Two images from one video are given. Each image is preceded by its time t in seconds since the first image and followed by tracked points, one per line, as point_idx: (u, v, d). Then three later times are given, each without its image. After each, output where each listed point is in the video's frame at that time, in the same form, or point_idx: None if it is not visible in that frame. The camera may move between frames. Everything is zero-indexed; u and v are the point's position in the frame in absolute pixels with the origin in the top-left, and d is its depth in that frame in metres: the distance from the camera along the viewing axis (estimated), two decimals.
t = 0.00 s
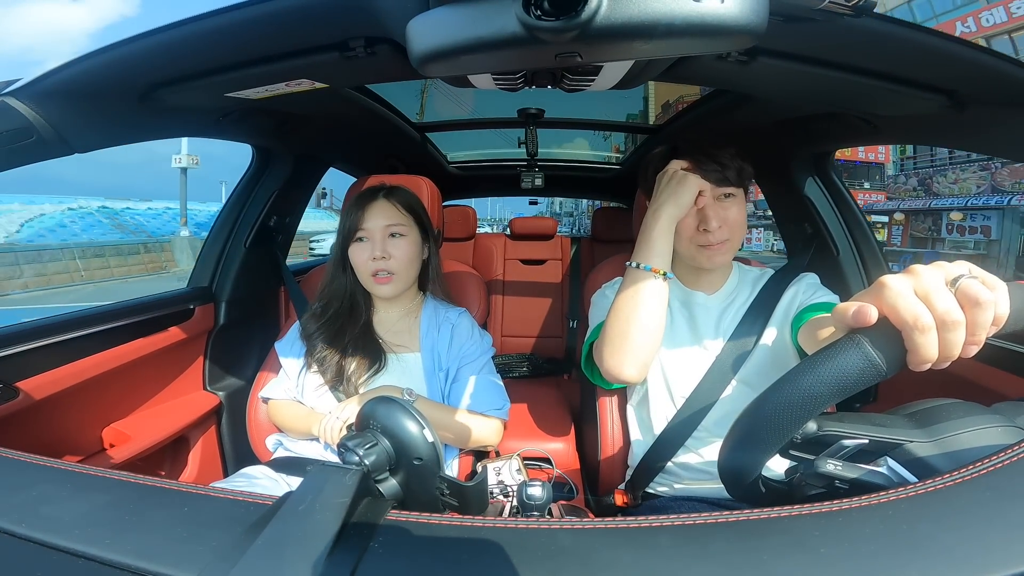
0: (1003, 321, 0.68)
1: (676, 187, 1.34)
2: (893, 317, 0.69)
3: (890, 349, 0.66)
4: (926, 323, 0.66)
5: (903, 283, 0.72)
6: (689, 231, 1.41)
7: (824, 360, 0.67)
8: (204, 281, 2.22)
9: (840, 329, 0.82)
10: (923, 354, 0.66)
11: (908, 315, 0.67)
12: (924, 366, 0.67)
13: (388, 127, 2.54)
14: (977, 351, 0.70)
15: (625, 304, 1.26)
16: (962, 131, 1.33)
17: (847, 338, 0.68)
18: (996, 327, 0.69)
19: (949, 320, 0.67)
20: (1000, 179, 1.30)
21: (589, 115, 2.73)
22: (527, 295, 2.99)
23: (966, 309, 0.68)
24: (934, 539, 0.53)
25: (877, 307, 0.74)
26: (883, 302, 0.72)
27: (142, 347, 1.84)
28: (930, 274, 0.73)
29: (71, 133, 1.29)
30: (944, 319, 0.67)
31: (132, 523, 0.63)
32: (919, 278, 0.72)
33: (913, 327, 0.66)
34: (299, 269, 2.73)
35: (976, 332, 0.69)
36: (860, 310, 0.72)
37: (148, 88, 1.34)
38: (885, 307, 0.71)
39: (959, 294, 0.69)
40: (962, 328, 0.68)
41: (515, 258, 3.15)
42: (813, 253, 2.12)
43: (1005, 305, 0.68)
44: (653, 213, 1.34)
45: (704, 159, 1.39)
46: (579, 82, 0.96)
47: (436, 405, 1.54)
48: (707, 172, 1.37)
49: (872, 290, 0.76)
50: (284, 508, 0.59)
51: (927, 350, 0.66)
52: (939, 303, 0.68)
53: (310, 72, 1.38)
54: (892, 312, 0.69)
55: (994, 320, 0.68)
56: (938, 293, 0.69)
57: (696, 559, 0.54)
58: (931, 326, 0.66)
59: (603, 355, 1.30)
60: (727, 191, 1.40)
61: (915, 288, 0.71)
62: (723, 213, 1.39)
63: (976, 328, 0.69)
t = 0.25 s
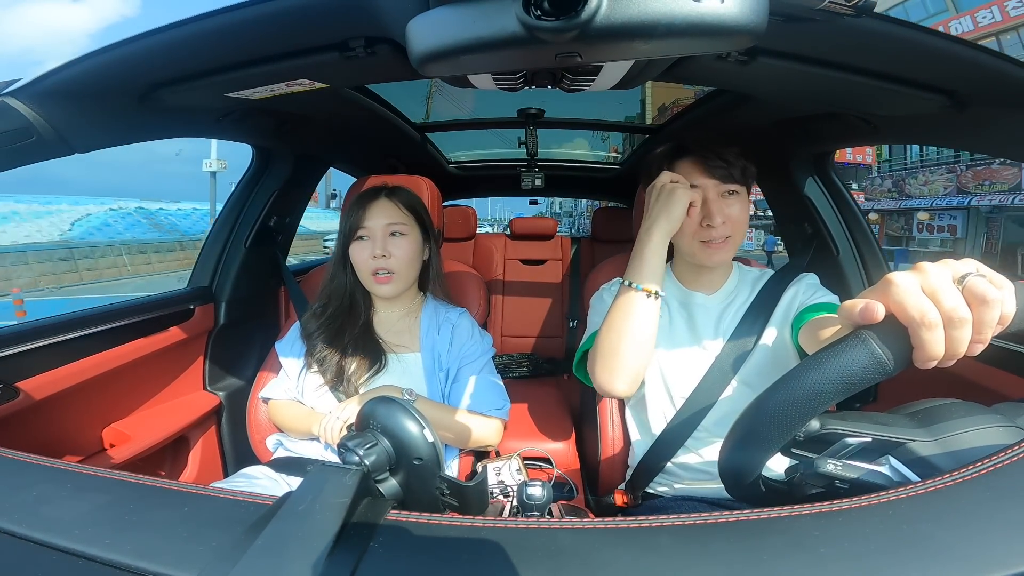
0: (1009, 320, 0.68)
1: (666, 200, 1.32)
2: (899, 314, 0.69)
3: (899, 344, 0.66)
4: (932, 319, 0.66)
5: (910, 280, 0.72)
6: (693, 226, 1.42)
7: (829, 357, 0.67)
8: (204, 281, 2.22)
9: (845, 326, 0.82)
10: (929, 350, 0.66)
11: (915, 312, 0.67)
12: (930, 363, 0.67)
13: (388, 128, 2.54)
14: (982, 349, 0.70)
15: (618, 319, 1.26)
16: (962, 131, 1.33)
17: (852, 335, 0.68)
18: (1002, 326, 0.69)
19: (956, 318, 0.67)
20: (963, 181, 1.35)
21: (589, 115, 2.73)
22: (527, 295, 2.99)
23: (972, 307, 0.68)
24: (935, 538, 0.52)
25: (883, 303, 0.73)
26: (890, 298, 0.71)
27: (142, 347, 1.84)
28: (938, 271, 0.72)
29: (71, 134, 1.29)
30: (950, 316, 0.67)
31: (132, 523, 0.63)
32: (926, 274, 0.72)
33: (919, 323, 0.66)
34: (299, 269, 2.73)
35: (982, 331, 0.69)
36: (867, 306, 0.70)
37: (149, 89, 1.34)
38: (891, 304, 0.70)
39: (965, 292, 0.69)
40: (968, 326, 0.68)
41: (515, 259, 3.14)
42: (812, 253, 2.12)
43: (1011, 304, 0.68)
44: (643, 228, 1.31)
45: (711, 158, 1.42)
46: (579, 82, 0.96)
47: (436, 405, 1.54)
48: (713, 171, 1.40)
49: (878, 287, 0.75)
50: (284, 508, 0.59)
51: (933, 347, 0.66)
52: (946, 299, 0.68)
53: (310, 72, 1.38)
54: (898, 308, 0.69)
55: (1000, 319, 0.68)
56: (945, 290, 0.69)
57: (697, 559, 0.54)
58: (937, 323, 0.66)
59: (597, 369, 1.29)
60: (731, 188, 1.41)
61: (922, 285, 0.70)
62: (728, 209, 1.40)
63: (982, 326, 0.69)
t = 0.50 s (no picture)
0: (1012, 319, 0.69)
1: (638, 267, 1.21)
2: (905, 311, 0.68)
3: (904, 344, 0.66)
4: (938, 318, 0.65)
5: (917, 276, 0.71)
6: (706, 222, 1.42)
7: (832, 356, 0.67)
8: (204, 281, 2.21)
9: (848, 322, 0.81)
10: (934, 349, 0.66)
11: (921, 309, 0.66)
12: (934, 362, 0.67)
13: (388, 128, 2.54)
14: (985, 347, 0.70)
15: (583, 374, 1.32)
16: (962, 131, 1.33)
17: (857, 333, 0.68)
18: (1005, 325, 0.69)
19: (962, 316, 0.66)
20: (933, 182, 1.45)
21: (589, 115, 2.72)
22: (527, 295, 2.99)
23: (977, 306, 0.68)
24: (935, 538, 0.52)
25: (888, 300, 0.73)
26: (895, 296, 0.70)
27: (142, 347, 1.84)
28: (944, 268, 0.71)
29: (71, 134, 1.29)
30: (956, 314, 0.66)
31: (132, 523, 0.63)
32: (932, 272, 0.71)
33: (925, 321, 0.66)
34: (299, 269, 2.73)
35: (986, 330, 0.69)
36: (870, 305, 0.69)
37: (148, 88, 1.34)
38: (896, 301, 0.70)
39: (971, 290, 0.69)
40: (973, 324, 0.67)
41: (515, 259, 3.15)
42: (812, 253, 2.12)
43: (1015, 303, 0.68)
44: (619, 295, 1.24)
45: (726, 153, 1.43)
46: (579, 82, 0.96)
47: (437, 405, 1.54)
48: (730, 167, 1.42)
49: (883, 283, 0.74)
50: (284, 508, 0.59)
51: (938, 345, 0.66)
52: (951, 298, 0.67)
53: (310, 72, 1.38)
54: (904, 306, 0.68)
55: (1004, 318, 0.68)
56: (951, 288, 0.68)
57: (697, 560, 0.54)
58: (943, 321, 0.66)
59: (564, 411, 1.39)
60: (744, 186, 1.44)
61: (928, 282, 0.69)
62: (741, 207, 1.41)
63: (987, 325, 0.68)
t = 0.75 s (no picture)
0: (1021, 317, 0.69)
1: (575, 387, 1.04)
2: (915, 307, 0.67)
3: (913, 338, 0.66)
4: (949, 314, 0.65)
5: (927, 273, 0.70)
6: (715, 219, 1.42)
7: (841, 352, 0.67)
8: (204, 281, 2.21)
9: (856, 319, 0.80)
10: (944, 345, 0.65)
11: (932, 305, 0.66)
12: (944, 358, 0.66)
13: (388, 128, 2.54)
14: (994, 345, 0.69)
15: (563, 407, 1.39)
16: (961, 131, 1.33)
17: (869, 330, 0.67)
18: (1013, 323, 0.69)
19: (973, 312, 0.66)
20: (905, 185, 1.55)
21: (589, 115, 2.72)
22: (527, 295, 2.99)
23: (987, 303, 0.68)
24: (935, 539, 0.52)
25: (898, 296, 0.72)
26: (905, 292, 0.70)
27: (142, 347, 1.84)
28: (954, 265, 0.71)
29: (71, 134, 1.29)
30: (967, 310, 0.66)
31: (132, 523, 0.63)
32: (942, 269, 0.70)
33: (936, 317, 0.65)
34: (299, 269, 2.73)
35: (995, 327, 0.69)
36: (882, 300, 0.69)
37: (148, 89, 1.34)
38: (906, 297, 0.69)
39: (980, 287, 0.69)
40: (984, 320, 0.66)
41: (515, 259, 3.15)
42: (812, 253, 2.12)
43: None
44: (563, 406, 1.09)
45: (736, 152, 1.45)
46: (578, 82, 0.96)
47: (437, 405, 1.54)
48: (740, 164, 1.44)
49: (892, 280, 0.74)
50: (284, 508, 0.59)
51: (949, 341, 0.65)
52: (962, 294, 0.66)
53: (309, 72, 1.38)
54: (915, 303, 0.68)
55: (1012, 316, 0.68)
56: (962, 285, 0.67)
57: (696, 560, 0.54)
58: (954, 317, 0.65)
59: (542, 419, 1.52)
60: (753, 186, 1.45)
61: (938, 278, 0.69)
62: (750, 206, 1.42)
63: (996, 322, 0.68)
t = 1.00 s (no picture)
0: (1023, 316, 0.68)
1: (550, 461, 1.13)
2: (917, 307, 0.68)
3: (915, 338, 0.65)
4: (950, 313, 0.65)
5: (928, 272, 0.70)
6: (719, 218, 1.42)
7: (842, 352, 0.67)
8: (204, 281, 2.21)
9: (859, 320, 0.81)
10: (945, 344, 0.65)
11: (933, 305, 0.66)
12: (945, 357, 0.66)
13: (388, 128, 2.54)
14: (996, 345, 0.69)
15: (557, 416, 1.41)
16: (961, 131, 1.33)
17: (870, 329, 0.67)
18: (1015, 322, 0.69)
19: (973, 311, 0.66)
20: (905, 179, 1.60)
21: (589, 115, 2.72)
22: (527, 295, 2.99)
23: (988, 302, 0.68)
24: (934, 539, 0.52)
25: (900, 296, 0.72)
26: (907, 292, 0.70)
27: (142, 346, 1.84)
28: (956, 265, 0.71)
29: (71, 134, 1.30)
30: (968, 310, 0.66)
31: (132, 523, 0.63)
32: (943, 268, 0.70)
33: (938, 317, 0.65)
34: (299, 269, 2.73)
35: (997, 327, 0.69)
36: (884, 300, 0.70)
37: (148, 89, 1.34)
38: (908, 297, 0.69)
39: (982, 287, 0.69)
40: (984, 320, 0.66)
41: (515, 259, 3.15)
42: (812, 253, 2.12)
43: None
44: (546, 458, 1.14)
45: (742, 152, 1.45)
46: (578, 82, 0.96)
47: (437, 405, 1.54)
48: (745, 164, 1.44)
49: (894, 280, 0.74)
50: (284, 508, 0.59)
51: (950, 341, 0.65)
52: (963, 294, 0.66)
53: (309, 73, 1.38)
54: (916, 302, 0.68)
55: (1014, 315, 0.68)
56: (962, 285, 0.67)
57: (696, 560, 0.54)
58: (955, 316, 0.65)
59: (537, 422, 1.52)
60: (757, 186, 1.45)
61: (940, 279, 0.69)
62: (754, 207, 1.43)
63: (998, 321, 0.68)
